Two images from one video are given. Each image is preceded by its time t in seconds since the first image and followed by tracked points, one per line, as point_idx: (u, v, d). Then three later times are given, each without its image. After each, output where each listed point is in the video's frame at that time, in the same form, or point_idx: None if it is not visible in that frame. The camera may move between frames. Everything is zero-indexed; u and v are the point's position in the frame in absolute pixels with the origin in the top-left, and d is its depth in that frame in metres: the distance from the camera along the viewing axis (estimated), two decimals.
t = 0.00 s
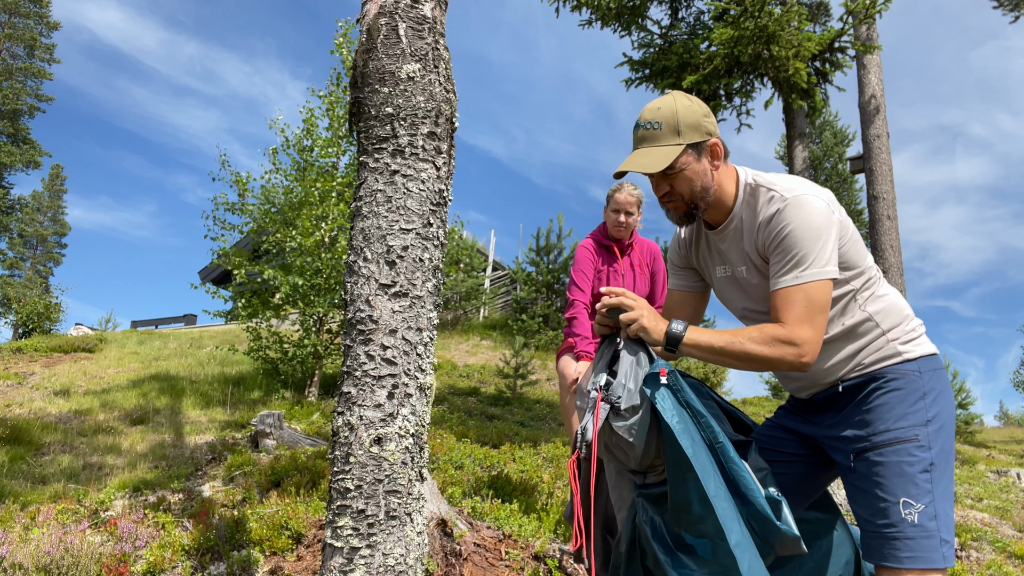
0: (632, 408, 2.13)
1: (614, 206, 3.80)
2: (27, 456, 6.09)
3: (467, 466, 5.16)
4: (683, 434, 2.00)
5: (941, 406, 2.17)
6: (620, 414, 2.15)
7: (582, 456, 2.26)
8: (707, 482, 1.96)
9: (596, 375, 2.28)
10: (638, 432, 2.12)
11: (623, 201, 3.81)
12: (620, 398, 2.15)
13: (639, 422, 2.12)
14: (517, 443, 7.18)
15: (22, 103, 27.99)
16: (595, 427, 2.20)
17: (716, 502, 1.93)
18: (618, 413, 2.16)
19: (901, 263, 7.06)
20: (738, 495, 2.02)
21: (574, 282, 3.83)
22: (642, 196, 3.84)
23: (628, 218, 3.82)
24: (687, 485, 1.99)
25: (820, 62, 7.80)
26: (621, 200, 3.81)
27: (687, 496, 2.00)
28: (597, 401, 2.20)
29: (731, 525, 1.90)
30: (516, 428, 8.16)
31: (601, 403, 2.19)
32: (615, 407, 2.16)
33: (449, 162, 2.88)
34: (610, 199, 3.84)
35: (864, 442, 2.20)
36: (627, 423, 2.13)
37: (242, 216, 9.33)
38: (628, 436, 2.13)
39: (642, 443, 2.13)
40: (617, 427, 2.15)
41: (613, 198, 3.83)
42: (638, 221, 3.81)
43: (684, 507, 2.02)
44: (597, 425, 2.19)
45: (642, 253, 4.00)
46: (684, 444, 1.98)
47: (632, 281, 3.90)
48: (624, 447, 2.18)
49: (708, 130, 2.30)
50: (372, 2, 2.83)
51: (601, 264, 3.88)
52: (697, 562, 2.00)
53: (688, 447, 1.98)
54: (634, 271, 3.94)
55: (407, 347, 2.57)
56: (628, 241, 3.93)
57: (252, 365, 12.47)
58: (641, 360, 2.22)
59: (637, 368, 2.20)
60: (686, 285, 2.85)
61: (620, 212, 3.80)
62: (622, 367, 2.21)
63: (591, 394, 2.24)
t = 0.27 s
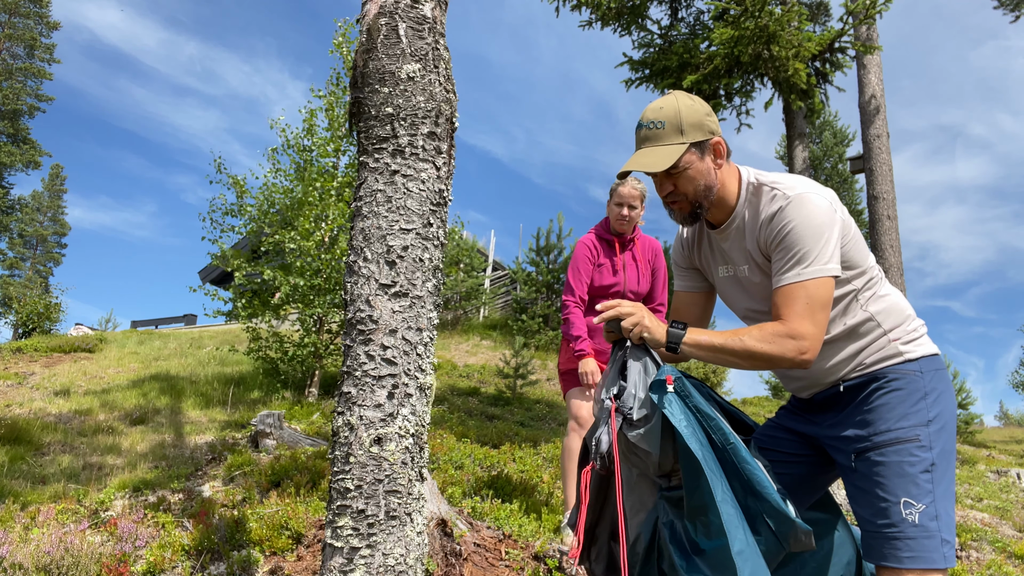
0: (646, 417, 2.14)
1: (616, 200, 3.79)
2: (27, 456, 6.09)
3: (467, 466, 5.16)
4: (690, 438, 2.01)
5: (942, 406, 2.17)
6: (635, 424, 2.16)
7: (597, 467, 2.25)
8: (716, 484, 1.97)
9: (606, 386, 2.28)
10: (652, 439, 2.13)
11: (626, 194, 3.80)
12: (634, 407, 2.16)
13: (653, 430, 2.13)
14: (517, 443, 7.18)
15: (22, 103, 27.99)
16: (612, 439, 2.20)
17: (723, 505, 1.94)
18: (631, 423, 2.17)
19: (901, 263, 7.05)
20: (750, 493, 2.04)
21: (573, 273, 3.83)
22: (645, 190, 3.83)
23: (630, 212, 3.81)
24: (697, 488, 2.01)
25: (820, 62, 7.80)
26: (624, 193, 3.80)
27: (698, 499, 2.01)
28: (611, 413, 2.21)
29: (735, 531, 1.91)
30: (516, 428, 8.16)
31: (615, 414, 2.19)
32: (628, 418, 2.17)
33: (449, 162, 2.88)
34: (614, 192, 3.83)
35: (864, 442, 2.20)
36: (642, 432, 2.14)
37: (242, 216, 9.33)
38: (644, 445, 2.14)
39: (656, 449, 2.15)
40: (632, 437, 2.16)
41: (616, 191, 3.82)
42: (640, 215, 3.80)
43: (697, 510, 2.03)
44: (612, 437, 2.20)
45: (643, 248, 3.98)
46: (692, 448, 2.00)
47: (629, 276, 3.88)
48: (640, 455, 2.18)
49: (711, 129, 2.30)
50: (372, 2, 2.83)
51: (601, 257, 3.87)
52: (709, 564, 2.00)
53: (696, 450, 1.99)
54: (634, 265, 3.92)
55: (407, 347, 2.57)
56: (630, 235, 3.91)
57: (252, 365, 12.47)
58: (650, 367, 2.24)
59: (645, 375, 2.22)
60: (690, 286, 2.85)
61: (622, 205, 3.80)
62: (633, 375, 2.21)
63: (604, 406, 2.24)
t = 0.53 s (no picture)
0: (649, 421, 2.14)
1: (609, 189, 3.83)
2: (27, 456, 6.09)
3: (467, 466, 5.16)
4: (691, 442, 2.01)
5: (944, 406, 2.17)
6: (637, 427, 2.16)
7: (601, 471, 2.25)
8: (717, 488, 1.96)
9: (610, 390, 2.29)
10: (654, 442, 2.12)
11: (618, 183, 3.84)
12: (636, 410, 2.17)
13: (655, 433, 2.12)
14: (517, 443, 7.18)
15: (22, 103, 27.99)
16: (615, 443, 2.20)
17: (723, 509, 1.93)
18: (634, 426, 2.17)
19: (901, 263, 7.06)
20: (753, 496, 2.04)
21: (568, 262, 3.77)
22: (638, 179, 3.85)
23: (623, 201, 3.83)
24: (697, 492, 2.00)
25: (820, 62, 7.80)
26: (616, 182, 3.84)
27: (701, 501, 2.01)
28: (614, 416, 2.22)
29: (735, 536, 1.89)
30: (516, 428, 8.16)
31: (618, 418, 2.20)
32: (631, 421, 2.18)
33: (449, 162, 2.88)
34: (606, 182, 3.86)
35: (866, 443, 2.20)
36: (644, 435, 2.13)
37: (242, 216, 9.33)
38: (647, 448, 2.13)
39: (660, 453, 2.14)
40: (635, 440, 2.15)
41: (609, 180, 3.85)
42: (634, 204, 3.82)
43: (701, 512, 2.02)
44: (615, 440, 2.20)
45: (636, 238, 4.00)
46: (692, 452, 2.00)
47: (625, 264, 3.88)
48: (646, 458, 2.18)
49: (713, 129, 2.30)
50: (372, 2, 2.83)
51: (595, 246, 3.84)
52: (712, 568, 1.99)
53: (696, 454, 2.00)
54: (628, 255, 3.92)
55: (407, 347, 2.57)
56: (623, 224, 3.94)
57: (252, 365, 12.47)
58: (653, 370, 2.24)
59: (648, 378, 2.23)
60: (693, 286, 2.85)
61: (615, 194, 3.83)
62: (635, 379, 2.23)
63: (607, 410, 2.26)
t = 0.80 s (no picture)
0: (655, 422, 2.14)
1: (600, 183, 3.78)
2: (27, 456, 6.09)
3: (467, 466, 5.16)
4: (690, 443, 2.01)
5: (943, 407, 2.17)
6: (644, 429, 2.16)
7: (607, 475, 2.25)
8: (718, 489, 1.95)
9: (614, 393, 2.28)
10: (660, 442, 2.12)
11: (608, 177, 3.79)
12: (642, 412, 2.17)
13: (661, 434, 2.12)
14: (517, 443, 7.18)
15: (22, 103, 27.99)
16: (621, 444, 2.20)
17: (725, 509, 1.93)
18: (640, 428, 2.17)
19: (901, 263, 7.05)
20: (756, 494, 2.05)
21: (558, 256, 3.79)
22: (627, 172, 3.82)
23: (613, 195, 3.81)
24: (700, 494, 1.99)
25: (820, 62, 7.79)
26: (607, 176, 3.79)
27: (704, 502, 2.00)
28: (620, 419, 2.21)
29: (736, 535, 1.89)
30: (516, 428, 8.16)
31: (625, 421, 2.20)
32: (637, 422, 2.18)
33: (449, 162, 2.88)
34: (596, 176, 3.83)
35: (866, 443, 2.20)
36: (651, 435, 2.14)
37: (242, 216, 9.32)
38: (654, 449, 2.13)
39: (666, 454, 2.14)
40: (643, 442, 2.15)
41: (599, 174, 3.81)
42: (623, 198, 3.80)
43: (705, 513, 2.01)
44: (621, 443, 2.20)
45: (627, 231, 4.03)
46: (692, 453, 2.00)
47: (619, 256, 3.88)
48: (652, 459, 2.18)
49: (713, 129, 2.30)
50: (372, 2, 2.83)
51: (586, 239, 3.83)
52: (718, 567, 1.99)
53: (695, 456, 2.00)
54: (621, 247, 3.94)
55: (407, 347, 2.57)
56: (613, 217, 3.94)
57: (252, 364, 12.47)
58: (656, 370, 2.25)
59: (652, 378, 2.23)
60: (694, 287, 2.85)
61: (605, 188, 3.79)
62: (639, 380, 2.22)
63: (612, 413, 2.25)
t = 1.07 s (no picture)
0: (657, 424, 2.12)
1: (596, 182, 3.78)
2: (27, 456, 6.09)
3: (467, 466, 5.16)
4: (697, 441, 2.00)
5: (943, 407, 2.17)
6: (646, 431, 2.14)
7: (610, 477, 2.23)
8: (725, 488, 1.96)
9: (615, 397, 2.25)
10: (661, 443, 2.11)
11: (603, 177, 3.78)
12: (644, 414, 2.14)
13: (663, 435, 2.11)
14: (517, 443, 7.18)
15: (22, 103, 27.98)
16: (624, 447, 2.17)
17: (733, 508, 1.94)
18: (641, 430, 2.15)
19: (901, 263, 7.05)
20: (758, 495, 2.05)
21: (554, 256, 3.80)
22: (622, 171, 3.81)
23: (608, 194, 3.82)
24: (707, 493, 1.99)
25: (820, 62, 7.79)
26: (602, 176, 3.78)
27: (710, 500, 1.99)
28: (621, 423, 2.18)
29: (747, 532, 1.90)
30: (516, 428, 8.16)
31: (627, 424, 2.17)
32: (640, 425, 2.15)
33: (449, 162, 2.88)
34: (591, 176, 3.82)
35: (865, 442, 2.20)
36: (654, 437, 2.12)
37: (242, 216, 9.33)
38: (656, 450, 2.11)
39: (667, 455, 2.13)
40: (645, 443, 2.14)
41: (594, 174, 3.80)
42: (618, 197, 3.81)
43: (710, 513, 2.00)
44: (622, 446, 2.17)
45: (625, 230, 4.04)
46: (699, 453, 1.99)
47: (617, 254, 3.89)
48: (656, 461, 2.16)
49: (712, 130, 2.30)
50: (372, 2, 2.83)
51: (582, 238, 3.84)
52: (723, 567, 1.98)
53: (703, 454, 1.99)
54: (619, 246, 3.94)
55: (407, 347, 2.57)
56: (608, 216, 3.94)
57: (252, 364, 12.47)
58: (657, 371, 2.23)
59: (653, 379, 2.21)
60: (694, 288, 2.86)
61: (600, 188, 3.80)
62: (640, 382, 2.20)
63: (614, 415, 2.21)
